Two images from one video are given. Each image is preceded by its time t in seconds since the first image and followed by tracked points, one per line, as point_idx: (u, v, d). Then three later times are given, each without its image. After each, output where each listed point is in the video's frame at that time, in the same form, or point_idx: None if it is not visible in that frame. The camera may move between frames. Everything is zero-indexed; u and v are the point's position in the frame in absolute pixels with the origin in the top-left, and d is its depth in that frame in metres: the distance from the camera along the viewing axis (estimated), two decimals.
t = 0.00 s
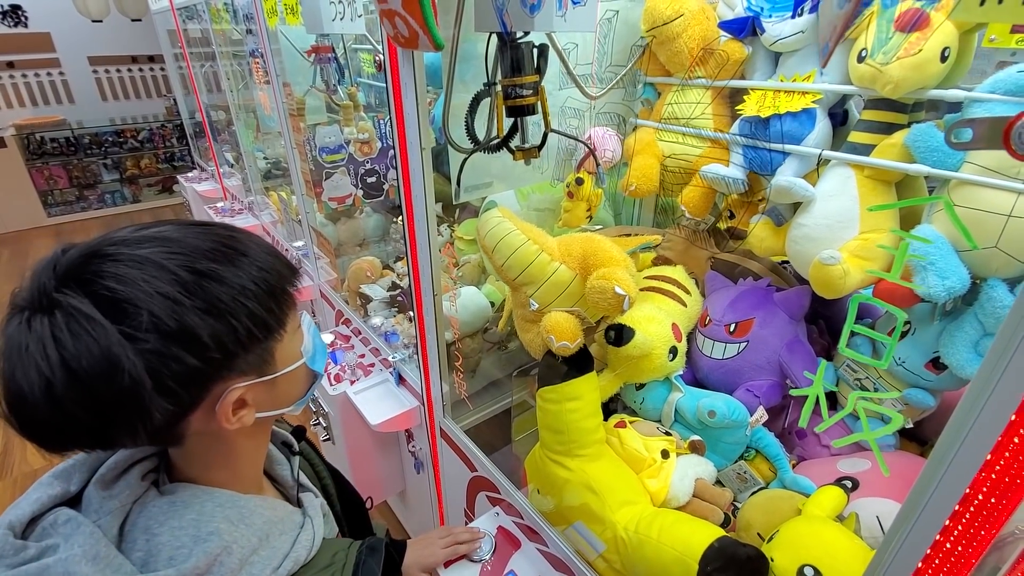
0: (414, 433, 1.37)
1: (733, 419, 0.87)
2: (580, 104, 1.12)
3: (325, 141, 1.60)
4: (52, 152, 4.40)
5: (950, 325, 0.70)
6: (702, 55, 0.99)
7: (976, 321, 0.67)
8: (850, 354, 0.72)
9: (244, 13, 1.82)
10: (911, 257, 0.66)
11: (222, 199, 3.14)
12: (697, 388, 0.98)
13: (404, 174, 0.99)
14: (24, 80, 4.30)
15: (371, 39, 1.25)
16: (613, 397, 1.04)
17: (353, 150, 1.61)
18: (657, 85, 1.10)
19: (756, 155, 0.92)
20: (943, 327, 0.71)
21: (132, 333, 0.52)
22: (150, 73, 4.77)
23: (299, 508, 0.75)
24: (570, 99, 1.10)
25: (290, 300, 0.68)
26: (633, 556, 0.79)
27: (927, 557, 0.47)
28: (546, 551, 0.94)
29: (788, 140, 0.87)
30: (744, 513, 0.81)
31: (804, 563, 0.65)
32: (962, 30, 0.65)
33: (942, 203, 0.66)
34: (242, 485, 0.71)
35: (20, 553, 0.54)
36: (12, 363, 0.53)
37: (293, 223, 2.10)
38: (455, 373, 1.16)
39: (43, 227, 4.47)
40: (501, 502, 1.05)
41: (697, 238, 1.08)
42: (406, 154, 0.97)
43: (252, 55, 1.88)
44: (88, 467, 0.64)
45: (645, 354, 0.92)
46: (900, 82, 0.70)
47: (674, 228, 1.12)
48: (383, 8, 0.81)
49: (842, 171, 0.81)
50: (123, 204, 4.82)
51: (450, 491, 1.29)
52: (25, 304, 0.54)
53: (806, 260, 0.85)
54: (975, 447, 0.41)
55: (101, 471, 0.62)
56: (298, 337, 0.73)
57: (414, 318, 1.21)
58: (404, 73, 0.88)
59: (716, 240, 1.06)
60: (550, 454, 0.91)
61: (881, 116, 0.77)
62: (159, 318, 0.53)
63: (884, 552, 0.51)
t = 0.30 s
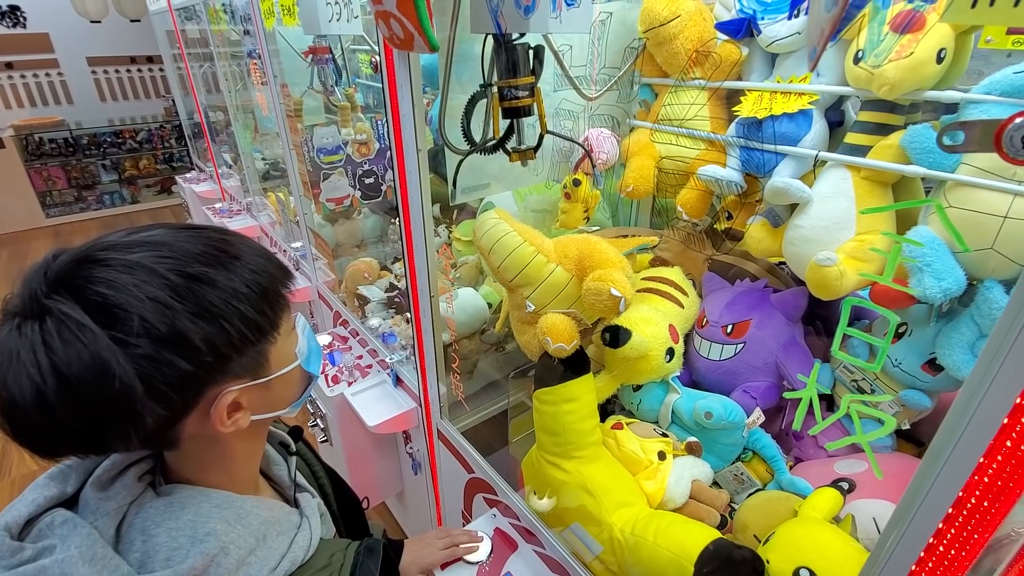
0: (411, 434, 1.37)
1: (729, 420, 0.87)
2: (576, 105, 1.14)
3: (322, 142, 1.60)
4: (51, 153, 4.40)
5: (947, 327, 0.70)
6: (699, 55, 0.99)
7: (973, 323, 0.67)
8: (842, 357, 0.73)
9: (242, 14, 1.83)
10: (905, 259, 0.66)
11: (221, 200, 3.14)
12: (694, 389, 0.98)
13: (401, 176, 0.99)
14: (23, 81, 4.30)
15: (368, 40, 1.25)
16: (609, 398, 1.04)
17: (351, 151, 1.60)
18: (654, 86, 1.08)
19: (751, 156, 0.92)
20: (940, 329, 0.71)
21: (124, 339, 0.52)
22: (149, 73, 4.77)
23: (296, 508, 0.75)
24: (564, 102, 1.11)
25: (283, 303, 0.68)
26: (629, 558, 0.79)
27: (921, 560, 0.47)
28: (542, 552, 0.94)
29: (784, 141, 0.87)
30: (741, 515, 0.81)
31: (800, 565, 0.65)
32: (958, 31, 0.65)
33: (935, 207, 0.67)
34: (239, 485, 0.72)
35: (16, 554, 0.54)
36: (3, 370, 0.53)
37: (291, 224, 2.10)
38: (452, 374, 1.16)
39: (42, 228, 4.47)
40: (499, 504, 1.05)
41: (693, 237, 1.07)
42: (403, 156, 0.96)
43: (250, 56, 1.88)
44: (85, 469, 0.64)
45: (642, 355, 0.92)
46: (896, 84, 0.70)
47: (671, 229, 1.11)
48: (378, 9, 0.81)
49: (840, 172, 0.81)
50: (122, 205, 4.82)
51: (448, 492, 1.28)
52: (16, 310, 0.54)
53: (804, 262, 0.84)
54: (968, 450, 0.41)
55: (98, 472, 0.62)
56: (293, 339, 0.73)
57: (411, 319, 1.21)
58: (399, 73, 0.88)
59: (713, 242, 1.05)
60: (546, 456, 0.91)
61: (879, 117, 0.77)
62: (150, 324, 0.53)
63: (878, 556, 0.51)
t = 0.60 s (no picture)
0: (411, 434, 1.38)
1: (730, 420, 0.87)
2: (577, 106, 1.13)
3: (322, 142, 1.60)
4: (51, 152, 4.40)
5: (947, 326, 0.70)
6: (699, 55, 0.99)
7: (973, 323, 0.67)
8: (843, 357, 0.73)
9: (242, 14, 1.83)
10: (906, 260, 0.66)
11: (221, 200, 3.14)
12: (695, 389, 0.98)
13: (401, 176, 0.99)
14: (22, 81, 4.30)
15: (368, 40, 1.26)
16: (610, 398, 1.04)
17: (351, 151, 1.60)
18: (654, 86, 1.09)
19: (751, 156, 0.92)
20: (940, 328, 0.71)
21: (136, 339, 0.52)
22: (149, 73, 4.77)
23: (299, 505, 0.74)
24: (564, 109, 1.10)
25: (289, 303, 0.68)
26: (630, 557, 0.79)
27: (922, 560, 0.47)
28: (544, 553, 0.95)
29: (785, 141, 0.87)
30: (741, 515, 0.81)
31: (800, 565, 0.65)
32: (959, 31, 0.65)
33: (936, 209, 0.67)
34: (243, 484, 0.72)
35: (23, 550, 0.53)
36: (15, 369, 0.53)
37: (291, 224, 2.10)
38: (453, 374, 1.17)
39: (42, 228, 4.48)
40: (500, 503, 1.05)
41: (694, 237, 1.07)
42: (404, 156, 0.96)
43: (250, 57, 1.88)
44: (88, 467, 0.65)
45: (643, 354, 0.92)
46: (896, 84, 0.70)
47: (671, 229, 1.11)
48: (379, 10, 0.81)
49: (841, 172, 0.81)
50: (122, 205, 4.82)
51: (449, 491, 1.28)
52: (26, 310, 0.54)
53: (805, 262, 0.84)
54: (968, 450, 0.41)
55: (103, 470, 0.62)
56: (298, 338, 0.73)
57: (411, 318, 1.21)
58: (400, 74, 0.88)
59: (714, 242, 1.05)
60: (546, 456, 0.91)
61: (879, 116, 0.77)
62: (162, 324, 0.53)
63: (878, 556, 0.51)
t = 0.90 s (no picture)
0: (411, 435, 1.37)
1: (730, 422, 0.87)
2: (577, 106, 1.12)
3: (322, 142, 1.60)
4: (50, 152, 4.40)
5: (948, 328, 0.70)
6: (700, 55, 0.98)
7: (974, 324, 0.67)
8: (846, 361, 0.72)
9: (242, 15, 1.83)
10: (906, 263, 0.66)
11: (220, 200, 3.13)
12: (695, 390, 0.98)
13: (401, 178, 0.99)
14: (22, 81, 4.30)
15: (368, 40, 1.25)
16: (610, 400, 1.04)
17: (351, 151, 1.60)
18: (654, 87, 1.09)
19: (752, 157, 0.91)
20: (941, 330, 0.71)
21: (140, 333, 0.52)
22: (149, 73, 4.76)
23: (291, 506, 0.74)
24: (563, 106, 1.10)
25: (290, 303, 0.68)
26: (631, 559, 0.79)
27: (924, 564, 0.47)
28: (544, 554, 0.94)
29: (785, 142, 0.87)
30: (741, 517, 0.81)
31: (800, 567, 0.65)
32: (959, 32, 0.64)
33: (937, 209, 0.66)
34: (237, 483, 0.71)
35: (13, 549, 0.53)
36: (16, 359, 0.52)
37: (290, 224, 2.09)
38: (453, 375, 1.16)
39: (42, 228, 4.48)
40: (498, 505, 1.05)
41: (695, 239, 1.08)
42: (403, 159, 0.96)
43: (250, 57, 1.88)
44: (79, 466, 0.64)
45: (642, 356, 0.92)
46: (897, 86, 0.71)
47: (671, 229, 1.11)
48: (378, 11, 0.81)
49: (841, 173, 0.81)
50: (122, 205, 4.82)
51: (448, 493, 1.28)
52: (29, 301, 0.53)
53: (805, 263, 0.84)
54: (971, 455, 0.41)
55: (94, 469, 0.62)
56: (296, 337, 0.73)
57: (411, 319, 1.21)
58: (399, 74, 0.88)
59: (714, 243, 1.05)
60: (546, 458, 0.91)
61: (880, 117, 0.77)
62: (167, 318, 0.53)
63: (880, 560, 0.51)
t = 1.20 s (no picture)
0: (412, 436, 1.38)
1: (731, 422, 0.87)
2: (579, 108, 1.11)
3: (322, 143, 1.60)
4: (50, 153, 4.39)
5: (949, 329, 0.70)
6: (702, 57, 0.98)
7: (974, 324, 0.67)
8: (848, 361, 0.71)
9: (242, 16, 1.83)
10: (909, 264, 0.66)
11: (220, 200, 3.13)
12: (696, 390, 0.98)
13: (402, 178, 1.00)
14: (21, 81, 4.30)
15: (369, 41, 1.25)
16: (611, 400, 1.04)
17: (351, 152, 1.60)
18: (655, 87, 1.09)
19: (755, 159, 0.90)
20: (942, 331, 0.71)
21: (124, 336, 0.52)
22: (148, 74, 4.76)
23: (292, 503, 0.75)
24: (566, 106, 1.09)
25: (281, 304, 0.67)
26: (632, 560, 0.79)
27: (926, 565, 0.47)
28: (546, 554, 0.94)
29: (787, 142, 0.87)
30: (742, 517, 0.81)
31: (802, 568, 0.65)
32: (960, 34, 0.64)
33: (940, 212, 0.66)
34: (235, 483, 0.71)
35: (13, 545, 0.54)
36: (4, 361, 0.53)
37: (290, 225, 2.09)
38: (453, 375, 1.16)
39: (42, 228, 4.47)
40: (500, 506, 1.06)
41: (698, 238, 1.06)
42: (405, 161, 0.97)
43: (250, 57, 1.88)
44: (79, 464, 0.64)
45: (643, 357, 0.93)
46: (898, 87, 0.70)
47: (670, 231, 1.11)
48: (380, 13, 0.81)
49: (842, 175, 0.81)
50: (122, 205, 4.81)
51: (449, 493, 1.28)
52: (18, 302, 0.54)
53: (806, 264, 0.84)
54: (973, 456, 0.41)
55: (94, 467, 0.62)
56: (290, 338, 0.73)
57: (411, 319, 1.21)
58: (401, 75, 0.89)
59: (714, 244, 1.04)
60: (548, 459, 0.91)
61: (879, 118, 0.77)
62: (151, 320, 0.53)
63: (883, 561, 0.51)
